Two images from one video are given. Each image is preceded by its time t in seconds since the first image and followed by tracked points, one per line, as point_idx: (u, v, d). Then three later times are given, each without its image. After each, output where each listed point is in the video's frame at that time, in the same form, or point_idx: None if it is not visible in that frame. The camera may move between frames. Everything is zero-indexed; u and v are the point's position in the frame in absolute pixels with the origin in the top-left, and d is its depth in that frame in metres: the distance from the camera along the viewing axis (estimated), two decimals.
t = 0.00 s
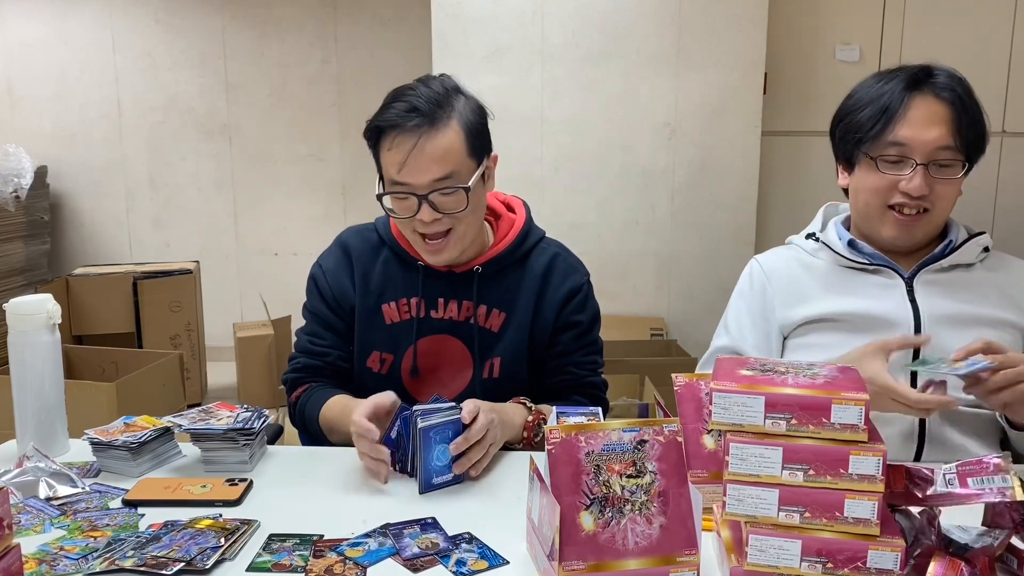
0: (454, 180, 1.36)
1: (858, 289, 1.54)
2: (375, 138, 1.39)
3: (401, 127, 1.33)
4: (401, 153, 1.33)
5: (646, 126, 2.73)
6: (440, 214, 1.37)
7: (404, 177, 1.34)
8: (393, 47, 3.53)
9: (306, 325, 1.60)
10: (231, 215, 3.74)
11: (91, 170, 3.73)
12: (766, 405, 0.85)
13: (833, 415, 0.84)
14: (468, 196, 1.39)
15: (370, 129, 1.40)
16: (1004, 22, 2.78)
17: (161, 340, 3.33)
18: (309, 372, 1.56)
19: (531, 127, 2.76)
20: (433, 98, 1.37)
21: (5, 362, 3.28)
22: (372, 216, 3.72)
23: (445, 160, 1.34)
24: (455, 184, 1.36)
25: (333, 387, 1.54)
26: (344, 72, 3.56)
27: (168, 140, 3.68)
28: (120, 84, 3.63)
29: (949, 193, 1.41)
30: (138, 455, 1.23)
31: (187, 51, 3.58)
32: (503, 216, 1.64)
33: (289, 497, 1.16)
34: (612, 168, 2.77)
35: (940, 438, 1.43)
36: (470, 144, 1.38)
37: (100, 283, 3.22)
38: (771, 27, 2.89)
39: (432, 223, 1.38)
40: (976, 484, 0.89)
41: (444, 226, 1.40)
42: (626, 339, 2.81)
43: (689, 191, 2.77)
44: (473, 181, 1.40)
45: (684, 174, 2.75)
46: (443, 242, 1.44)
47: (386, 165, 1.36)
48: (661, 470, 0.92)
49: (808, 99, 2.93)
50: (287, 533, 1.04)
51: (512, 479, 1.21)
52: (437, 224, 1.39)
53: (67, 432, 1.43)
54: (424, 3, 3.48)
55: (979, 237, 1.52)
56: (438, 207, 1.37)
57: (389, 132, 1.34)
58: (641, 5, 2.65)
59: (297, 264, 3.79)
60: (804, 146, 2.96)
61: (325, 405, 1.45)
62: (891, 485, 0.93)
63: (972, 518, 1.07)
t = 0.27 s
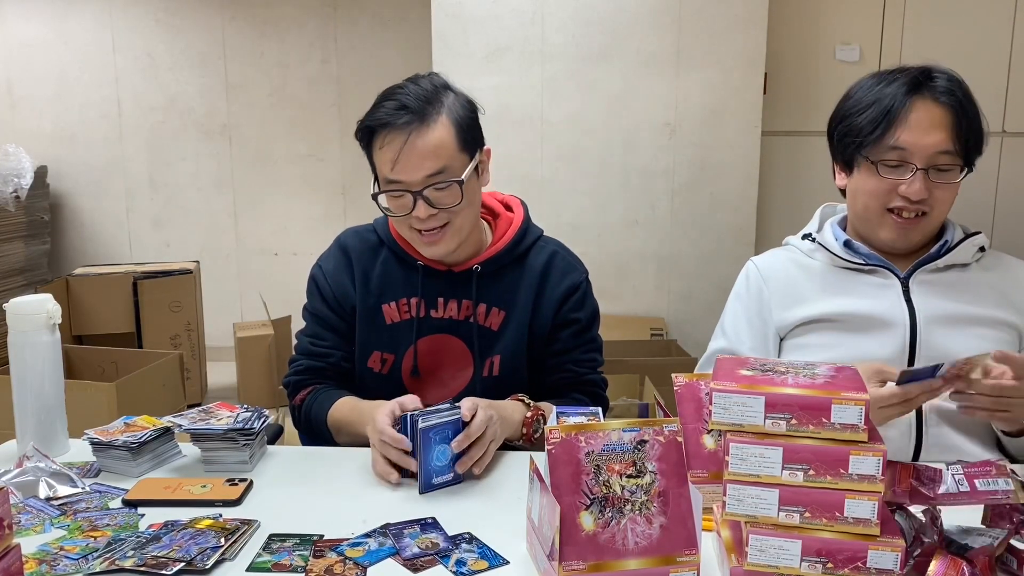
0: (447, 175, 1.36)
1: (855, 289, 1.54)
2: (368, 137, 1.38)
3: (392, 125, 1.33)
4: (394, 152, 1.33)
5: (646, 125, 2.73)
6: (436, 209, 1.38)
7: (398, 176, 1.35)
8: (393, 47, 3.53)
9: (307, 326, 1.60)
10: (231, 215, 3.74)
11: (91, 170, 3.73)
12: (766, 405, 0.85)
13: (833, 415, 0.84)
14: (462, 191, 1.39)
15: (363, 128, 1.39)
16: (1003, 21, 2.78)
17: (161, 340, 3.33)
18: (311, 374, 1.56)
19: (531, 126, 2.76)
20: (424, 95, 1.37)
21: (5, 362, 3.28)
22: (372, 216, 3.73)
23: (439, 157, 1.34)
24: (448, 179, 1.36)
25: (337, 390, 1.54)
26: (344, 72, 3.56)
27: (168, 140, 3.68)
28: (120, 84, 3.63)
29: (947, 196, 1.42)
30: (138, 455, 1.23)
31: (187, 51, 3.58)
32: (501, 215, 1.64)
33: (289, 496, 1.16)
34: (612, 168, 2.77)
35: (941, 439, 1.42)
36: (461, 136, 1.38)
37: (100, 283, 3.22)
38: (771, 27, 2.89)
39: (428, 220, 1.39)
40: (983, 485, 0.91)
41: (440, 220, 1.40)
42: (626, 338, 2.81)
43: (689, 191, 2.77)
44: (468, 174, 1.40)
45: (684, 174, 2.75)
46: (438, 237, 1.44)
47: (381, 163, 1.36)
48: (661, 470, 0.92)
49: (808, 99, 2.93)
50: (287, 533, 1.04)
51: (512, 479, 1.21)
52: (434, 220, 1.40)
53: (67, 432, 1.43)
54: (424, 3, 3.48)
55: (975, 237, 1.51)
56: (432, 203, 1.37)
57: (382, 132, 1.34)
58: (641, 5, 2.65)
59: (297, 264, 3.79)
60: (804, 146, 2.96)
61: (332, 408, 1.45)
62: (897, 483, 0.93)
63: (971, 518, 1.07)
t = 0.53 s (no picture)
0: (446, 173, 1.36)
1: (856, 290, 1.54)
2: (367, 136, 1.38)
3: (388, 124, 1.33)
4: (392, 153, 1.33)
5: (646, 126, 2.73)
6: (434, 208, 1.38)
7: (397, 175, 1.35)
8: (393, 47, 3.53)
9: (308, 325, 1.60)
10: (231, 215, 3.74)
11: (91, 170, 3.73)
12: (766, 405, 0.85)
13: (833, 414, 0.84)
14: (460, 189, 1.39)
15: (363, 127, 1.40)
16: (1003, 22, 2.78)
17: (161, 341, 3.33)
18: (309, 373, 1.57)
19: (531, 127, 2.76)
20: (420, 94, 1.37)
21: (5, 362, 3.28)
22: (372, 215, 3.73)
23: (435, 155, 1.34)
24: (446, 178, 1.36)
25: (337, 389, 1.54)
26: (344, 72, 3.56)
27: (168, 140, 3.68)
28: (120, 84, 3.63)
29: (948, 197, 1.41)
30: (138, 455, 1.23)
31: (187, 51, 3.58)
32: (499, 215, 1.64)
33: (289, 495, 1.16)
34: (612, 168, 2.77)
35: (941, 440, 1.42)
36: (458, 133, 1.37)
37: (100, 283, 3.22)
38: (771, 27, 2.90)
39: (427, 218, 1.39)
40: (985, 485, 0.91)
41: (438, 219, 1.40)
42: (626, 339, 2.81)
43: (689, 191, 2.77)
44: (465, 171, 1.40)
45: (684, 174, 2.75)
46: (438, 237, 1.44)
47: (379, 163, 1.36)
48: (661, 470, 0.92)
49: (808, 99, 2.93)
50: (287, 533, 1.04)
51: (512, 480, 1.21)
52: (433, 219, 1.40)
53: (67, 432, 1.43)
54: (424, 3, 3.48)
55: (976, 238, 1.50)
56: (431, 202, 1.37)
57: (379, 131, 1.34)
58: (641, 5, 2.65)
59: (297, 264, 3.79)
60: (804, 146, 2.96)
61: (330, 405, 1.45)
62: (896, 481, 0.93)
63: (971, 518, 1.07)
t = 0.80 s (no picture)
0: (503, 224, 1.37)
1: (850, 288, 1.54)
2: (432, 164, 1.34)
3: (468, 174, 1.30)
4: (468, 202, 1.31)
5: (646, 126, 2.73)
6: (483, 252, 1.39)
7: (461, 220, 1.34)
8: (393, 47, 3.53)
9: (308, 325, 1.61)
10: (231, 215, 3.74)
11: (91, 170, 3.73)
12: (790, 416, 0.84)
13: (858, 423, 0.83)
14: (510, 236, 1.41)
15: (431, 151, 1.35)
16: (1003, 21, 2.78)
17: (161, 340, 3.33)
18: (308, 370, 1.59)
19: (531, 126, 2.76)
20: (499, 139, 1.32)
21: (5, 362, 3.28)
22: (372, 216, 3.73)
23: (503, 209, 1.34)
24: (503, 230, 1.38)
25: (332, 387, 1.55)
26: (344, 72, 3.56)
27: (168, 140, 3.68)
28: (120, 84, 3.63)
29: (942, 198, 1.41)
30: (139, 456, 1.23)
31: (187, 51, 3.58)
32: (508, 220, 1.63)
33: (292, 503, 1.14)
34: (612, 168, 2.77)
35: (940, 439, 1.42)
36: (524, 189, 1.38)
37: (100, 283, 3.22)
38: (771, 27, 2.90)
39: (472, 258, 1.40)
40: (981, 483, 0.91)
41: (483, 261, 1.42)
42: (625, 338, 2.81)
43: (689, 191, 2.77)
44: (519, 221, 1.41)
45: (684, 174, 2.75)
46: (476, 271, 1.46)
47: (442, 201, 1.34)
48: (655, 474, 0.92)
49: (808, 99, 2.93)
50: (287, 533, 1.04)
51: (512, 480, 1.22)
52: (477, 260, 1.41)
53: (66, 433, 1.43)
54: (424, 4, 3.49)
55: (962, 236, 1.53)
56: (483, 246, 1.38)
57: (449, 174, 1.31)
58: (641, 5, 2.65)
59: (297, 264, 3.79)
60: (804, 146, 2.96)
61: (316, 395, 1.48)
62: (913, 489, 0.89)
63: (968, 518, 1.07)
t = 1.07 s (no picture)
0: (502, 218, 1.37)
1: (847, 287, 1.54)
2: (433, 156, 1.35)
3: (467, 165, 1.30)
4: (465, 192, 1.31)
5: (646, 126, 2.73)
6: (482, 248, 1.39)
7: (460, 211, 1.34)
8: (393, 47, 3.53)
9: (309, 320, 1.61)
10: (231, 215, 3.74)
11: (91, 170, 3.73)
12: (790, 416, 0.84)
13: (858, 423, 0.83)
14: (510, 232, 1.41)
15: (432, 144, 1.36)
16: (1003, 22, 2.78)
17: (161, 341, 3.33)
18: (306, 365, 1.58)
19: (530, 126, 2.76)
20: (500, 132, 1.32)
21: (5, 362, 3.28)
22: (372, 216, 3.73)
23: (501, 203, 1.34)
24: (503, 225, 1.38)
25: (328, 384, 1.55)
26: (344, 72, 3.56)
27: (167, 140, 3.68)
28: (119, 84, 3.63)
29: (936, 198, 1.41)
30: (139, 455, 1.23)
31: (187, 51, 3.58)
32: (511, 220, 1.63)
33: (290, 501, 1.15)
34: (612, 168, 2.77)
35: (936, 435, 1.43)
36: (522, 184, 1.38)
37: (100, 283, 3.22)
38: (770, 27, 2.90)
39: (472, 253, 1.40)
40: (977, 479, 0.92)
41: (482, 256, 1.41)
42: (626, 338, 2.82)
43: (689, 191, 2.77)
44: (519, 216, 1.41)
45: (684, 174, 2.75)
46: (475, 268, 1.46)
47: (441, 192, 1.34)
48: (655, 474, 0.92)
49: (808, 99, 2.93)
50: (287, 533, 1.04)
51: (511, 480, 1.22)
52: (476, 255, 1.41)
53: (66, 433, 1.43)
54: (424, 4, 3.49)
55: (958, 236, 1.54)
56: (481, 241, 1.38)
57: (449, 165, 1.32)
58: (641, 5, 2.65)
59: (297, 264, 3.79)
60: (804, 146, 2.96)
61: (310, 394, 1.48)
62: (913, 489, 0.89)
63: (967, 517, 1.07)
